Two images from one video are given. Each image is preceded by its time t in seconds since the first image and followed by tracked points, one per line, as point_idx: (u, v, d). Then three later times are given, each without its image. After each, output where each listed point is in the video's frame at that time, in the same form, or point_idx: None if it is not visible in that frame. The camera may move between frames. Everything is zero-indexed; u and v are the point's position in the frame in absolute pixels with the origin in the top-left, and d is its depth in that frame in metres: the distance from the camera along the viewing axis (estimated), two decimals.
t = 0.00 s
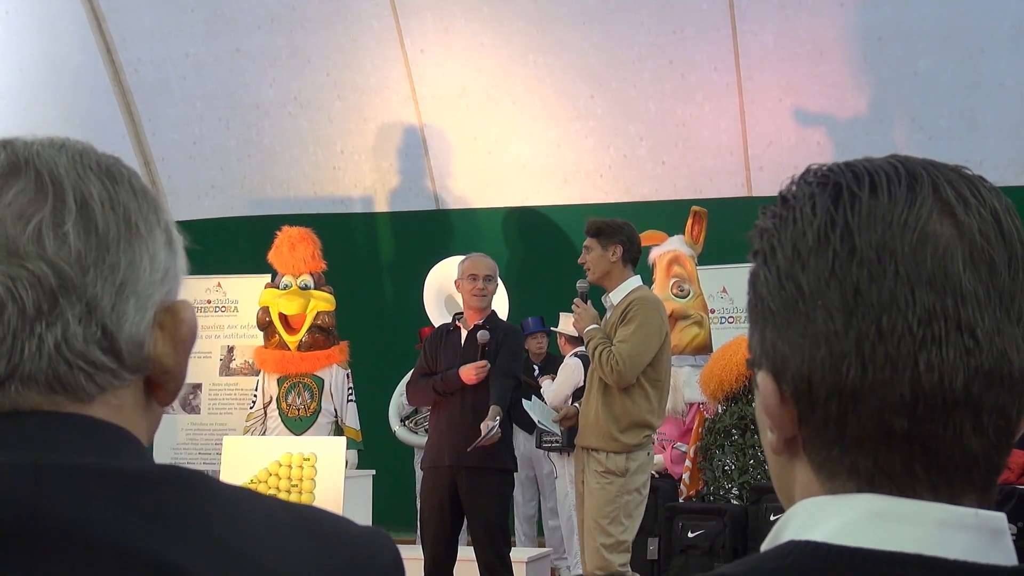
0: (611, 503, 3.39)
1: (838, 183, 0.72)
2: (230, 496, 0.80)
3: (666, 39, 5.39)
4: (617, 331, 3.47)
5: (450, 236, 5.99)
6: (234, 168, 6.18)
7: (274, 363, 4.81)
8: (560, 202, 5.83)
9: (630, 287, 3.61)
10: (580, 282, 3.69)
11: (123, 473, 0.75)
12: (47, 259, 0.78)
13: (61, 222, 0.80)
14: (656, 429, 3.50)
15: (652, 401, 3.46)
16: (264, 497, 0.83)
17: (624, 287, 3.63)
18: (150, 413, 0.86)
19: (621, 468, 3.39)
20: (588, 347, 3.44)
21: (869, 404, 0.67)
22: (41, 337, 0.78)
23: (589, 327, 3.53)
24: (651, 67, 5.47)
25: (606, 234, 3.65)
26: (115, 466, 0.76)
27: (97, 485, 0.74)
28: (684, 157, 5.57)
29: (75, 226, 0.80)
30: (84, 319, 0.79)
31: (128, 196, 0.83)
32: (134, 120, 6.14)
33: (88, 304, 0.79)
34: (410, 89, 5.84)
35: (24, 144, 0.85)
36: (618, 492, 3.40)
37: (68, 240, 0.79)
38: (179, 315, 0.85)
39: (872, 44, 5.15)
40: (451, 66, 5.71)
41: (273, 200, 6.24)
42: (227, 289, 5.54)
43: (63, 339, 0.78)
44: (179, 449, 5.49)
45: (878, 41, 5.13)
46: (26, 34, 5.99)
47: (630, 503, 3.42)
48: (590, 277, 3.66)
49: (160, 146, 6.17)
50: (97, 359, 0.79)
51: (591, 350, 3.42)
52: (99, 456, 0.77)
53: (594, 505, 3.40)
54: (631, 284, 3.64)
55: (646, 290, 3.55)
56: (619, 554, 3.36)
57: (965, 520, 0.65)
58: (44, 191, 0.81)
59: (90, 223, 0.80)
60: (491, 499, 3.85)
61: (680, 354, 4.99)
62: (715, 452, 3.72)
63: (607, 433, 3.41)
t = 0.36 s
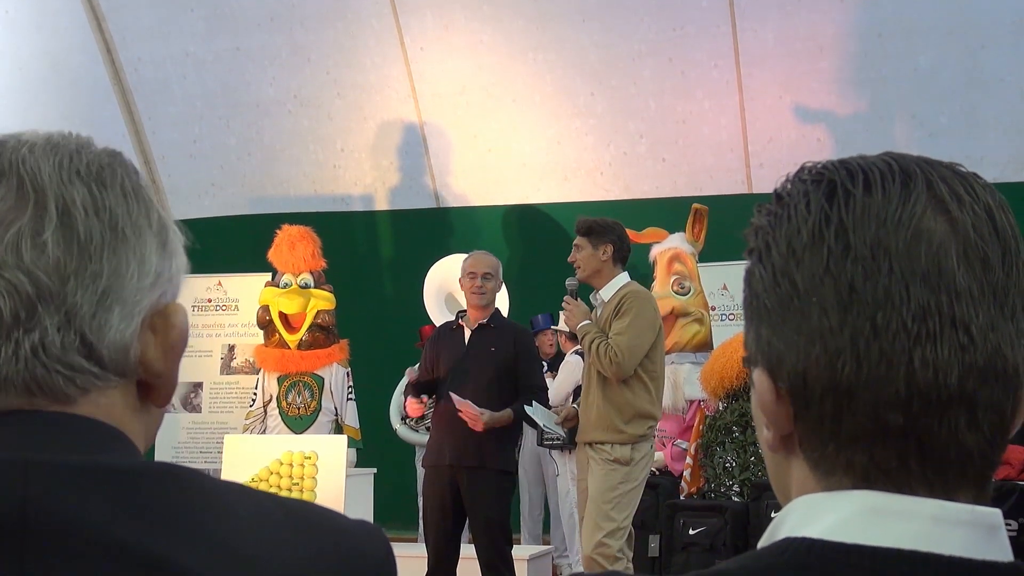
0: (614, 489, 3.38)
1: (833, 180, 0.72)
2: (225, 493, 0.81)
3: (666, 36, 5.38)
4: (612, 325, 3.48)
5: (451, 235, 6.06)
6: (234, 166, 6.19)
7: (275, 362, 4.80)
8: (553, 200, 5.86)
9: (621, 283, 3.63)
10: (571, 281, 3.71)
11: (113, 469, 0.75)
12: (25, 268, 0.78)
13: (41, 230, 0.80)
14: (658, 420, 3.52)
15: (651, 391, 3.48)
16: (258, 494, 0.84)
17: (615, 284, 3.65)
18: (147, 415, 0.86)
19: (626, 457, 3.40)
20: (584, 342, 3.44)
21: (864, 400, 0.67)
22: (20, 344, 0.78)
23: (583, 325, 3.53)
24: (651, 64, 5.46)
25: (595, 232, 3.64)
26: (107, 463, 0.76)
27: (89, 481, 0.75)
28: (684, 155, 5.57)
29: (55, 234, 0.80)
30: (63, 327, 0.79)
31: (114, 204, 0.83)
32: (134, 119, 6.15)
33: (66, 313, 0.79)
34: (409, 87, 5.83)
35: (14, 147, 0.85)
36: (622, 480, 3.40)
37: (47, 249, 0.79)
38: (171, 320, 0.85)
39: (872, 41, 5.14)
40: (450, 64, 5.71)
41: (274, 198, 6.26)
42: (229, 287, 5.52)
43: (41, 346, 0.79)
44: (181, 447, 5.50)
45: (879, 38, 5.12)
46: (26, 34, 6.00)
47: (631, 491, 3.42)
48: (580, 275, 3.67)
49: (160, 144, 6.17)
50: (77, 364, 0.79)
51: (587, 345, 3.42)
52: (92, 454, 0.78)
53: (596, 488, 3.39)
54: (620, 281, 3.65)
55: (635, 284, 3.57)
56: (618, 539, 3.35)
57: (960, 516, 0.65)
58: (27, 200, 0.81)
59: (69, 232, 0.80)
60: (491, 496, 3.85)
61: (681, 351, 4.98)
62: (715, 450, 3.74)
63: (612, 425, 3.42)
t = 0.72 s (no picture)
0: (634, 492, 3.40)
1: (834, 179, 0.72)
2: (232, 497, 0.82)
3: (666, 34, 5.38)
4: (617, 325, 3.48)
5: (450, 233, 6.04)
6: (235, 166, 6.18)
7: (276, 362, 4.81)
8: (555, 199, 5.85)
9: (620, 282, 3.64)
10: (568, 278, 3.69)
11: (128, 475, 0.77)
12: (39, 278, 0.79)
13: (61, 239, 0.80)
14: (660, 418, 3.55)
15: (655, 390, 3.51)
16: (262, 499, 0.85)
17: (614, 282, 3.65)
18: (165, 424, 0.87)
19: (640, 459, 3.42)
20: (587, 342, 3.44)
21: (866, 399, 0.67)
22: (30, 352, 0.79)
23: (584, 322, 3.52)
24: (651, 62, 5.47)
25: (593, 230, 3.65)
26: (118, 470, 0.77)
27: (101, 488, 0.76)
28: (685, 154, 5.56)
29: (73, 246, 0.80)
30: (75, 339, 0.80)
31: (139, 215, 0.83)
32: (134, 119, 6.15)
33: (79, 325, 0.80)
34: (410, 85, 5.83)
35: (43, 149, 0.85)
36: (640, 482, 3.42)
37: (64, 260, 0.80)
38: (191, 329, 0.86)
39: (872, 38, 5.14)
40: (450, 62, 5.71)
41: (275, 198, 6.24)
42: (229, 287, 5.52)
43: (52, 357, 0.79)
44: (182, 448, 5.50)
45: (879, 35, 5.12)
46: (28, 35, 6.02)
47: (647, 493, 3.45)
48: (578, 272, 3.66)
49: (161, 144, 6.18)
50: (88, 375, 0.80)
51: (592, 344, 3.41)
52: (102, 460, 0.79)
53: (616, 494, 3.39)
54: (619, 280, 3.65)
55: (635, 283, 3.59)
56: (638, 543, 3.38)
57: (962, 515, 0.65)
58: (49, 206, 0.81)
59: (90, 245, 0.81)
60: (494, 495, 3.85)
61: (683, 349, 4.97)
62: (717, 448, 3.74)
63: (621, 425, 3.43)
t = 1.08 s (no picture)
0: (632, 492, 3.40)
1: (835, 178, 0.72)
2: (234, 495, 0.82)
3: (667, 33, 5.39)
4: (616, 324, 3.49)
5: (453, 233, 6.03)
6: (235, 165, 6.18)
7: (276, 361, 4.81)
8: (555, 198, 5.85)
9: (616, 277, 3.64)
10: (567, 274, 3.69)
11: (128, 475, 0.77)
12: (42, 275, 0.79)
13: (63, 236, 0.80)
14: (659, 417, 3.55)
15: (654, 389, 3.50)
16: (264, 497, 0.85)
17: (611, 278, 3.65)
18: (166, 421, 0.86)
19: (639, 457, 3.42)
20: (586, 342, 3.43)
21: (868, 397, 0.67)
22: (33, 349, 0.79)
23: (581, 322, 3.51)
24: (651, 60, 5.47)
25: (601, 228, 3.68)
26: (119, 468, 0.77)
27: (103, 486, 0.76)
28: (685, 152, 5.56)
29: (76, 242, 0.80)
30: (78, 335, 0.80)
31: (139, 212, 0.83)
32: (134, 118, 6.16)
33: (83, 321, 0.80)
34: (410, 84, 5.83)
35: (45, 147, 0.85)
36: (638, 480, 3.42)
37: (66, 256, 0.80)
38: (193, 325, 0.86)
39: (871, 36, 5.14)
40: (450, 61, 5.71)
41: (276, 197, 6.24)
42: (229, 286, 5.51)
43: (56, 354, 0.79)
44: (183, 447, 5.50)
45: (879, 34, 5.12)
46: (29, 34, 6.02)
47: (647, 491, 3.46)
48: (578, 266, 3.64)
49: (161, 144, 6.18)
50: (90, 371, 0.80)
51: (591, 344, 3.41)
52: (104, 458, 0.79)
53: (614, 493, 3.40)
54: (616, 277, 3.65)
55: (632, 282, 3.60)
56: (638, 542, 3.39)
57: (963, 512, 0.65)
58: (51, 204, 0.81)
59: (92, 241, 0.81)
60: (494, 494, 3.85)
61: (683, 347, 4.96)
62: (717, 447, 3.74)
63: (619, 425, 3.43)
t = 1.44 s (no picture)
0: (622, 492, 3.40)
1: (835, 179, 0.72)
2: (237, 496, 0.83)
3: (667, 32, 5.39)
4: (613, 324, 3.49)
5: (453, 229, 6.02)
6: (235, 164, 6.18)
7: (276, 361, 4.81)
8: (555, 197, 5.84)
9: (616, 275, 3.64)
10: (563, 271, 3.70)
11: (126, 474, 0.77)
12: (41, 275, 0.79)
13: (61, 237, 0.80)
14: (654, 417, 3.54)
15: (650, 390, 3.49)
16: (267, 498, 0.85)
17: (610, 276, 3.64)
18: (164, 421, 0.86)
19: (630, 456, 3.41)
20: (583, 342, 3.44)
21: (867, 399, 0.67)
22: (32, 349, 0.79)
23: (578, 322, 3.54)
24: (652, 60, 5.47)
25: (594, 225, 3.65)
26: (120, 468, 0.77)
27: (104, 486, 0.76)
28: (685, 152, 5.56)
29: (74, 243, 0.80)
30: (77, 335, 0.80)
31: (138, 212, 0.83)
32: (134, 117, 6.16)
33: (82, 321, 0.80)
34: (410, 83, 5.82)
35: (43, 148, 0.85)
36: (629, 480, 3.42)
37: (65, 257, 0.80)
38: (192, 325, 0.86)
39: (871, 36, 5.15)
40: (450, 60, 5.71)
41: (275, 197, 6.25)
42: (230, 286, 5.50)
43: (54, 354, 0.79)
44: (183, 447, 5.50)
45: (879, 33, 5.12)
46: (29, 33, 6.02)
47: (640, 491, 3.44)
48: (575, 265, 3.66)
49: (160, 143, 6.17)
50: (89, 371, 0.80)
51: (587, 343, 3.42)
52: (105, 459, 0.79)
53: (605, 493, 3.41)
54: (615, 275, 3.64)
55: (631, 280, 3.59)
56: (631, 543, 3.37)
57: (962, 513, 0.65)
58: (50, 204, 0.81)
59: (90, 241, 0.81)
60: (494, 493, 3.85)
61: (683, 347, 4.95)
62: (717, 446, 3.75)
63: (612, 424, 3.42)
